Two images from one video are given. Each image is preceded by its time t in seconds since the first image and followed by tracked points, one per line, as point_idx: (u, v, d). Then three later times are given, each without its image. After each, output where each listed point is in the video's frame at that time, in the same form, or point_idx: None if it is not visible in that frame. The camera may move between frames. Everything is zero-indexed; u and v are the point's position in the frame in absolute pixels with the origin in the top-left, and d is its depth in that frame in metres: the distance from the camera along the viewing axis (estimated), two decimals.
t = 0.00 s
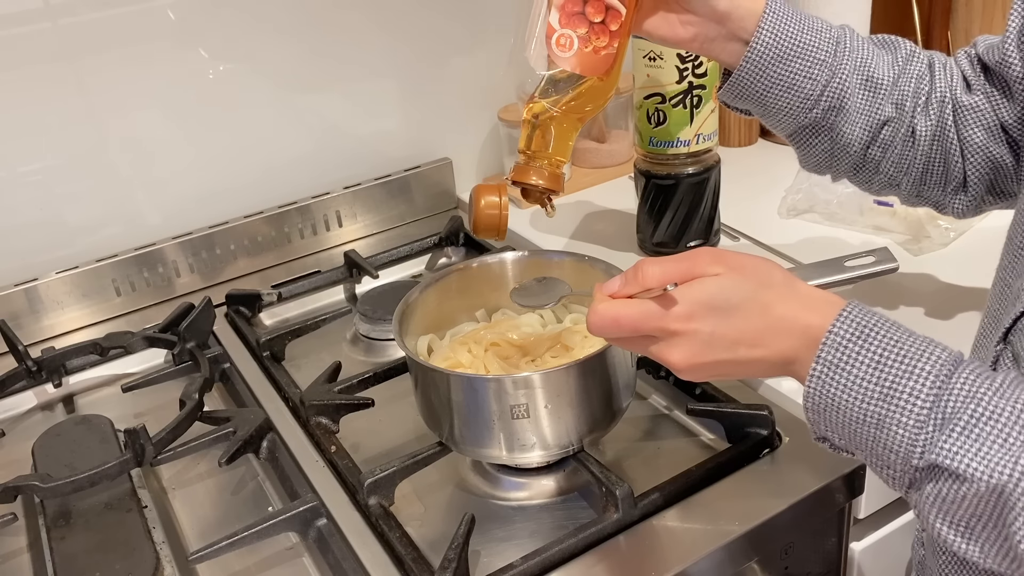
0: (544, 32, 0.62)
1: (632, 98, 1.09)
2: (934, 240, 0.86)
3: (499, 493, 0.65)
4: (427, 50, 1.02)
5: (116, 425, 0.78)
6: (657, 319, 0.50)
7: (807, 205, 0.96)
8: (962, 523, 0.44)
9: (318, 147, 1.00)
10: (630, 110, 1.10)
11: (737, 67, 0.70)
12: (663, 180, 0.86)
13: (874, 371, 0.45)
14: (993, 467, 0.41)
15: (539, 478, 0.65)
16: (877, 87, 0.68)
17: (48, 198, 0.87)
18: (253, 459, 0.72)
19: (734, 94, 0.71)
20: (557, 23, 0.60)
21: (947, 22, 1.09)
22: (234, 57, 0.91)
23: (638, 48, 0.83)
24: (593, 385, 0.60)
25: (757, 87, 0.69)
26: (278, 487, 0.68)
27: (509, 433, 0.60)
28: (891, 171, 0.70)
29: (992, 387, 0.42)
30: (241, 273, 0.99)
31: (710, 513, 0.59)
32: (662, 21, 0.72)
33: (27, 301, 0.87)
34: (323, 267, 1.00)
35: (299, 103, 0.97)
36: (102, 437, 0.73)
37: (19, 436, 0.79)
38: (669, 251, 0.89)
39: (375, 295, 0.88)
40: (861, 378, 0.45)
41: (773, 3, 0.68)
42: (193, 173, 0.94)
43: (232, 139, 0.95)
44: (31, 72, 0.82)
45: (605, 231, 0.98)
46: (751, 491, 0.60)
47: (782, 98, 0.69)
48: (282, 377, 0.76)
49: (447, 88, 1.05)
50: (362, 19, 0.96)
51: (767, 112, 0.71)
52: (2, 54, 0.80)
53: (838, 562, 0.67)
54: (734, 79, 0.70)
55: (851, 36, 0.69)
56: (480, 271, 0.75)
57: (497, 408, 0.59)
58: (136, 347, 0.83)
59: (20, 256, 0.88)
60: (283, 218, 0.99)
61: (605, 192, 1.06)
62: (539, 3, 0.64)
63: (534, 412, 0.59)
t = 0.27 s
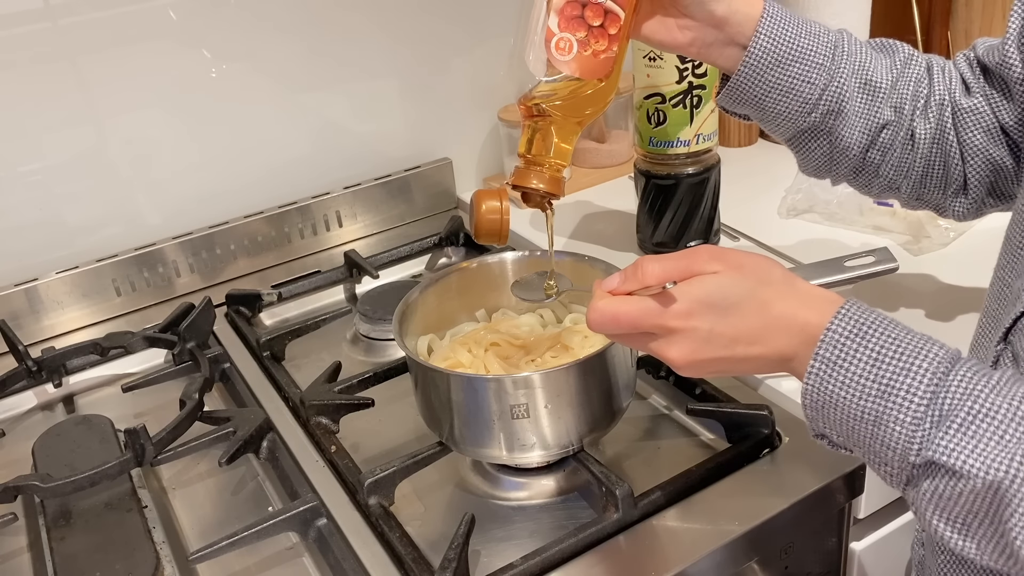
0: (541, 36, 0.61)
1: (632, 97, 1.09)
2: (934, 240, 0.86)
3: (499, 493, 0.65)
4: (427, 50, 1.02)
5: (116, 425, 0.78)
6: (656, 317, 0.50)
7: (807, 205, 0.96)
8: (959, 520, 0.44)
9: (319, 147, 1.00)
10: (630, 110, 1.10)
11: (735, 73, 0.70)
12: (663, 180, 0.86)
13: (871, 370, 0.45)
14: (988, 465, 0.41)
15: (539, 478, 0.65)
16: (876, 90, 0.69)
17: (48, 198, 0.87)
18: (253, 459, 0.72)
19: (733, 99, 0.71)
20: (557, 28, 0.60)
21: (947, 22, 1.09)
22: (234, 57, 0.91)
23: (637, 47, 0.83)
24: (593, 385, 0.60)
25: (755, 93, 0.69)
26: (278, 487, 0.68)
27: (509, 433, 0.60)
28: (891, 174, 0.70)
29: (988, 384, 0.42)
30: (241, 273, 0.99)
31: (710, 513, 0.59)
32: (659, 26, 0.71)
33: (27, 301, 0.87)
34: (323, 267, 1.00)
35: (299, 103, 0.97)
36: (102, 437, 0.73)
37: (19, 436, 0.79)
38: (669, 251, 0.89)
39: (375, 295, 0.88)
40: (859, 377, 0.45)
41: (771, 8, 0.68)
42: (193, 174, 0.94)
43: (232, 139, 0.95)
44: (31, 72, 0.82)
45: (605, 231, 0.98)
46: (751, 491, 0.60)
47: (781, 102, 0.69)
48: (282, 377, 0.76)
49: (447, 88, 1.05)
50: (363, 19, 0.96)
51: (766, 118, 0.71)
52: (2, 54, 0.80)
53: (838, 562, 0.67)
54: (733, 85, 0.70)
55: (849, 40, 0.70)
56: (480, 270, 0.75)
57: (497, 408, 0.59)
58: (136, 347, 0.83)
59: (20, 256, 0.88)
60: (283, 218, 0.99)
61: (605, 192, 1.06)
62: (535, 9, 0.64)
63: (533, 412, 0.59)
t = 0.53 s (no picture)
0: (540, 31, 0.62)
1: (632, 98, 1.09)
2: (934, 240, 0.86)
3: (499, 493, 0.65)
4: (427, 50, 1.02)
5: (116, 425, 0.78)
6: (656, 324, 0.50)
7: (807, 205, 0.96)
8: (960, 524, 0.44)
9: (319, 147, 1.00)
10: (630, 110, 1.10)
11: (732, 78, 0.70)
12: (663, 180, 0.86)
13: (870, 374, 0.45)
14: (988, 468, 0.41)
15: (539, 478, 0.65)
16: (874, 93, 0.69)
17: (48, 198, 0.87)
18: (253, 459, 0.72)
19: (730, 105, 0.71)
20: (555, 23, 0.60)
21: (947, 22, 1.09)
22: (234, 57, 0.91)
23: (637, 48, 0.83)
24: (593, 385, 0.60)
25: (753, 97, 0.69)
26: (279, 487, 0.68)
27: (509, 434, 0.60)
28: (890, 178, 0.70)
29: (987, 388, 0.42)
30: (241, 274, 0.99)
31: (710, 513, 0.59)
32: (656, 28, 0.71)
33: (27, 301, 0.87)
34: (323, 267, 1.00)
35: (300, 103, 0.97)
36: (102, 437, 0.73)
37: (19, 436, 0.79)
38: (669, 252, 0.89)
39: (375, 295, 0.88)
40: (858, 382, 0.45)
41: (767, 13, 0.68)
42: (193, 174, 0.94)
43: (232, 139, 0.95)
44: (31, 72, 0.82)
45: (605, 231, 0.98)
46: (751, 491, 0.60)
47: (778, 107, 0.69)
48: (282, 377, 0.76)
49: (447, 88, 1.05)
50: (363, 19, 0.96)
51: (763, 122, 0.71)
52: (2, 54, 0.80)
53: (838, 562, 0.67)
54: (730, 90, 0.70)
55: (846, 44, 0.70)
56: (480, 271, 0.75)
57: (497, 408, 0.59)
58: (136, 347, 0.83)
59: (20, 256, 0.88)
60: (283, 218, 0.99)
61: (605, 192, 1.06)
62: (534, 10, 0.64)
63: (533, 412, 0.59)
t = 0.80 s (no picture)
0: (539, 29, 0.62)
1: (632, 98, 1.09)
2: (934, 239, 0.86)
3: (499, 493, 0.65)
4: (427, 50, 1.02)
5: (116, 425, 0.78)
6: (657, 326, 0.50)
7: (807, 205, 0.96)
8: (961, 525, 0.44)
9: (319, 147, 1.00)
10: (630, 110, 1.10)
11: (730, 78, 0.70)
12: (663, 179, 0.86)
13: (872, 375, 0.45)
14: (990, 470, 0.41)
15: (539, 478, 0.65)
16: (871, 93, 0.69)
17: (48, 198, 0.87)
18: (254, 459, 0.72)
19: (728, 104, 0.71)
20: (553, 21, 0.60)
21: (947, 21, 1.09)
22: (234, 57, 0.91)
23: (637, 48, 0.83)
24: (593, 385, 0.60)
25: (750, 97, 0.69)
26: (279, 487, 0.68)
27: (509, 433, 0.60)
28: (888, 178, 0.70)
29: (989, 389, 0.42)
30: (241, 274, 0.99)
31: (710, 513, 0.59)
32: (654, 27, 0.71)
33: (27, 301, 0.87)
34: (323, 267, 1.00)
35: (300, 103, 0.97)
36: (102, 437, 0.73)
37: (19, 436, 0.79)
38: (669, 252, 0.89)
39: (375, 295, 0.88)
40: (858, 383, 0.45)
41: (765, 12, 0.68)
42: (193, 174, 0.94)
43: (232, 139, 0.95)
44: (31, 72, 0.82)
45: (605, 231, 0.98)
46: (751, 491, 0.60)
47: (777, 107, 0.69)
48: (282, 377, 0.76)
49: (447, 88, 1.05)
50: (363, 19, 0.96)
51: (761, 122, 0.71)
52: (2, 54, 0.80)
53: (838, 562, 0.67)
54: (728, 89, 0.70)
55: (844, 44, 0.69)
56: (480, 271, 0.75)
57: (497, 408, 0.59)
58: (136, 347, 0.83)
59: (20, 256, 0.88)
60: (283, 218, 0.99)
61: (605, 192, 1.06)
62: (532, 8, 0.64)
63: (533, 412, 0.59)
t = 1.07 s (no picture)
0: (539, 25, 0.62)
1: (632, 98, 1.09)
2: (933, 240, 0.86)
3: (499, 493, 0.65)
4: (427, 49, 1.02)
5: (116, 425, 0.78)
6: (656, 329, 0.50)
7: (807, 206, 0.96)
8: (962, 527, 0.44)
9: (319, 147, 1.00)
10: (630, 110, 1.10)
11: (729, 82, 0.70)
12: (663, 180, 0.86)
13: (872, 376, 0.45)
14: (992, 471, 0.41)
15: (539, 478, 0.65)
16: (872, 97, 0.69)
17: (48, 198, 0.87)
18: (253, 459, 0.72)
19: (727, 109, 0.71)
20: (553, 17, 0.60)
21: (946, 21, 1.09)
22: (234, 57, 0.91)
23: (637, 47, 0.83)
24: (593, 385, 0.60)
25: (750, 101, 0.70)
26: (279, 487, 0.68)
27: (509, 433, 0.60)
28: (889, 182, 0.70)
29: (990, 390, 0.42)
30: (241, 273, 0.99)
31: (710, 513, 0.59)
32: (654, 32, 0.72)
33: (27, 301, 0.87)
34: (323, 268, 1.00)
35: (300, 102, 0.97)
36: (102, 437, 0.73)
37: (19, 436, 0.79)
38: (669, 252, 0.89)
39: (375, 295, 0.88)
40: (858, 384, 0.45)
41: (763, 18, 0.69)
42: (193, 174, 0.94)
43: (232, 139, 0.95)
44: (31, 72, 0.82)
45: (605, 231, 0.98)
46: (750, 491, 0.60)
47: (776, 111, 0.69)
48: (282, 377, 0.76)
49: (447, 88, 1.05)
50: (363, 19, 0.96)
51: (761, 126, 0.71)
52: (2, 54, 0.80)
53: (838, 562, 0.67)
54: (727, 92, 0.70)
55: (844, 48, 0.70)
56: (480, 271, 0.75)
57: (497, 408, 0.59)
58: (136, 348, 0.83)
59: (20, 256, 0.88)
60: (283, 218, 0.99)
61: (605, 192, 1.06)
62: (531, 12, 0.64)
63: (533, 412, 0.59)
